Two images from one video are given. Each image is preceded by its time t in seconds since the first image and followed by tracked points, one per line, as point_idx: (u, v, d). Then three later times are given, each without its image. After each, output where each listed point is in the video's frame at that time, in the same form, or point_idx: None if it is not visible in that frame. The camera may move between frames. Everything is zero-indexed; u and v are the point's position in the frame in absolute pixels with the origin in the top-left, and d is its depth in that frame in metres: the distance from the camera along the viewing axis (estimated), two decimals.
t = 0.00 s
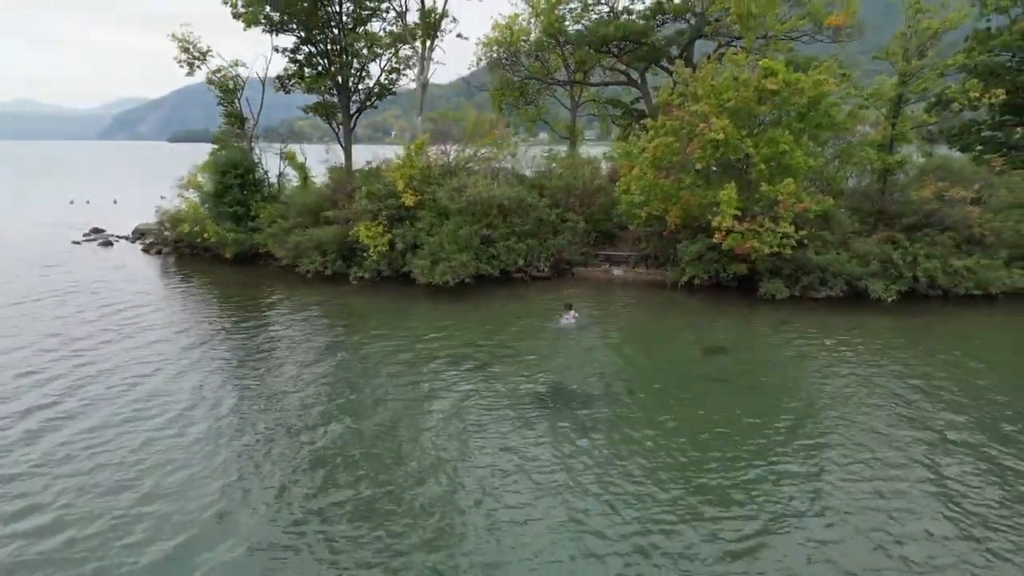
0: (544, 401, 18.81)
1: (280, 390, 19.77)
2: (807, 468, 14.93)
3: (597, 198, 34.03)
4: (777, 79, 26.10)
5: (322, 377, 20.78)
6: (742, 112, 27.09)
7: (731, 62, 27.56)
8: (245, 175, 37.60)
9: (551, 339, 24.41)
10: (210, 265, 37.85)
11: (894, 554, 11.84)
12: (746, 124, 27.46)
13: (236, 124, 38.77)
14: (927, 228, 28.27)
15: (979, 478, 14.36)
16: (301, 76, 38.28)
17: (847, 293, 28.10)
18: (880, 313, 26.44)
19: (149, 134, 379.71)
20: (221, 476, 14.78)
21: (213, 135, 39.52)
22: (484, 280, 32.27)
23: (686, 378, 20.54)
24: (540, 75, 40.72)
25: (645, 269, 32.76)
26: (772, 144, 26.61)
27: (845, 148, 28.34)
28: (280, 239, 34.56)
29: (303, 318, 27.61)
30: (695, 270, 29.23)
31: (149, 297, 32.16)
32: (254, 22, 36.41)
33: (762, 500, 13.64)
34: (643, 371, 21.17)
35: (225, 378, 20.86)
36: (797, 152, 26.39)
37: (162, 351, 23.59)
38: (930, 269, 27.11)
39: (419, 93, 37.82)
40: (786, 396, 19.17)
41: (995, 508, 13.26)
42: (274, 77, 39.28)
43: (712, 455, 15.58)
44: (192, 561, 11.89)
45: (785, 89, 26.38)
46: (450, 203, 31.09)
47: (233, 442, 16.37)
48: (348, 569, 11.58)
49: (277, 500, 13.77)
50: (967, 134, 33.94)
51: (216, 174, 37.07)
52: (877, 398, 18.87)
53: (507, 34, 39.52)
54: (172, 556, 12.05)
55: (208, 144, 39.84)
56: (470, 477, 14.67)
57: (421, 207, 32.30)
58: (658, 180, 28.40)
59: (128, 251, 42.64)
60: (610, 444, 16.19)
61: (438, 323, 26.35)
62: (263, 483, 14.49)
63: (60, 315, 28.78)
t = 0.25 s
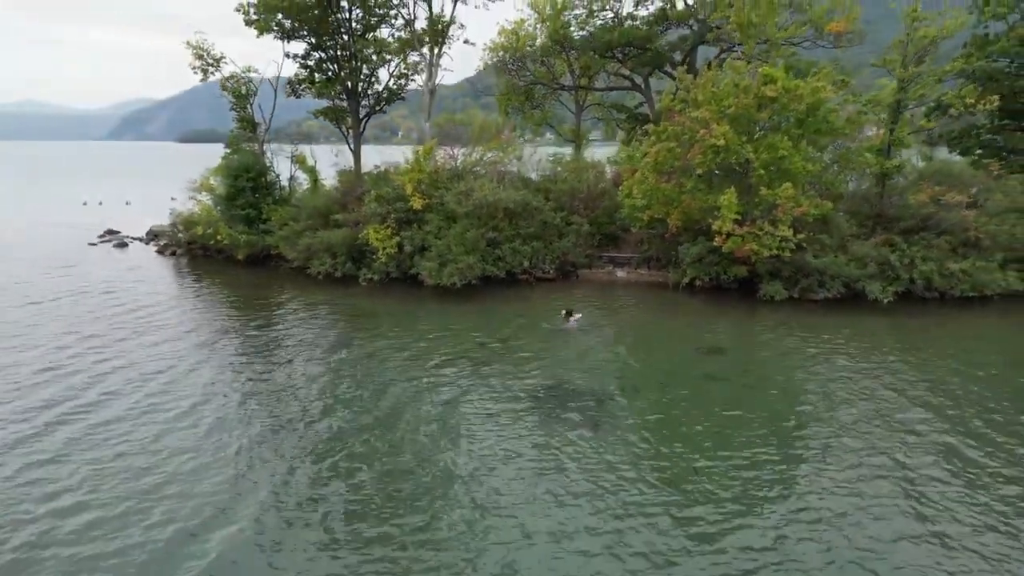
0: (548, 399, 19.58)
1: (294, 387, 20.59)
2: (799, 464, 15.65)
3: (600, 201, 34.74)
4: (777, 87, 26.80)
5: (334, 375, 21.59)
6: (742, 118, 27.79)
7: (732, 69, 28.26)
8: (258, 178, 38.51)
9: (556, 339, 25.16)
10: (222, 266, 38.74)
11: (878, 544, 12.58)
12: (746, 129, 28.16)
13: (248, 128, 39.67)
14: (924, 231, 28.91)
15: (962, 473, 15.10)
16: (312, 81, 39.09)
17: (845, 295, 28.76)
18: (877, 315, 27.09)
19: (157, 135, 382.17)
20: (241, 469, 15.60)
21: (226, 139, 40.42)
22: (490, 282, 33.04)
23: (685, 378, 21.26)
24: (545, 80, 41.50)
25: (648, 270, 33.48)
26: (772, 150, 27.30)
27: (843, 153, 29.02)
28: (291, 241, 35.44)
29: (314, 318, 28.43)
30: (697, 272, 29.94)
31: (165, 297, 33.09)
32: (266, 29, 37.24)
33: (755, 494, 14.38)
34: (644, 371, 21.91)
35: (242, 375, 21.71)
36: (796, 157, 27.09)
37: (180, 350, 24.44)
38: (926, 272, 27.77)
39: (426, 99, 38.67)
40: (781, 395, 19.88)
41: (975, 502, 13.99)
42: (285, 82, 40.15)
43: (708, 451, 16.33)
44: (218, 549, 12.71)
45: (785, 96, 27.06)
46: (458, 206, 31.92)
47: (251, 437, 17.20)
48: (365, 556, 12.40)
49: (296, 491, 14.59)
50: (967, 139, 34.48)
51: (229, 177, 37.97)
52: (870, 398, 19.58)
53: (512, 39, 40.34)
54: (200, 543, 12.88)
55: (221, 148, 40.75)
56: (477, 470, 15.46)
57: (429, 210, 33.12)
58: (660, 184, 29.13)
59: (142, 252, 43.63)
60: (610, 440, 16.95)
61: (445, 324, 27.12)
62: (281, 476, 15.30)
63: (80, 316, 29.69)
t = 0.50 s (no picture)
0: (554, 397, 20.44)
1: (313, 384, 21.56)
2: (793, 458, 16.41)
3: (609, 205, 35.53)
4: (780, 95, 27.55)
5: (350, 374, 22.55)
6: (747, 126, 28.54)
7: (736, 78, 29.05)
8: (276, 183, 39.68)
9: (564, 340, 26.01)
10: (240, 268, 39.88)
11: (862, 531, 13.35)
12: (750, 136, 28.94)
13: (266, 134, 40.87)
14: (926, 236, 29.54)
15: (949, 467, 15.84)
16: (328, 87, 40.17)
17: (847, 298, 29.41)
18: (878, 318, 27.73)
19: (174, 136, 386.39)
20: (262, 460, 16.55)
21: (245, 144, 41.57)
22: (501, 284, 33.92)
23: (688, 378, 22.05)
24: (556, 87, 42.40)
25: (655, 273, 34.24)
26: (775, 157, 28.04)
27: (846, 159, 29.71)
28: (308, 244, 36.50)
29: (331, 319, 29.42)
30: (702, 275, 30.69)
31: (187, 298, 34.23)
32: (285, 38, 38.36)
33: (749, 486, 15.17)
34: (648, 372, 22.70)
35: (262, 373, 22.73)
36: (798, 163, 27.79)
37: (203, 349, 25.50)
38: (927, 276, 28.37)
39: (439, 106, 39.68)
40: (779, 395, 20.62)
41: (958, 494, 14.71)
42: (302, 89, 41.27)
43: (706, 446, 17.12)
44: (243, 532, 13.66)
45: (788, 104, 27.80)
46: (470, 211, 32.85)
47: (273, 431, 18.18)
48: (380, 539, 13.29)
49: (315, 480, 15.53)
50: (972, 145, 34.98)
51: (248, 181, 39.13)
52: (865, 397, 20.29)
53: (524, 46, 41.22)
54: (225, 527, 13.83)
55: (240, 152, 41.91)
56: (486, 463, 16.34)
57: (442, 214, 34.08)
58: (667, 190, 29.93)
59: (164, 254, 44.88)
60: (613, 437, 17.77)
61: (457, 325, 28.02)
62: (300, 467, 16.23)
63: (105, 315, 30.87)
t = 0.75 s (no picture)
0: (562, 395, 21.26)
1: (332, 381, 22.51)
2: (789, 453, 17.12)
3: (619, 209, 36.31)
4: (785, 103, 28.26)
5: (367, 371, 23.48)
6: (753, 132, 29.26)
7: (743, 85, 29.77)
8: (294, 186, 40.81)
9: (573, 340, 26.82)
10: (260, 269, 41.01)
11: (850, 521, 14.04)
12: (756, 142, 29.63)
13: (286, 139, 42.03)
14: (929, 240, 30.11)
15: (940, 463, 16.48)
16: (344, 93, 41.19)
17: (852, 301, 30.02)
18: (881, 320, 28.32)
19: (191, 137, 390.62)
20: (282, 451, 17.47)
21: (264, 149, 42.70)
22: (513, 286, 34.76)
23: (692, 378, 22.78)
24: (568, 92, 43.25)
25: (664, 275, 34.96)
26: (780, 162, 28.72)
27: (851, 164, 30.24)
28: (326, 246, 37.55)
29: (348, 319, 30.38)
30: (709, 277, 31.39)
31: (208, 297, 35.36)
32: (303, 46, 39.44)
33: (745, 478, 15.90)
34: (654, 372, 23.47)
35: (282, 369, 23.72)
36: (803, 169, 28.45)
37: (225, 347, 26.52)
38: (931, 279, 28.90)
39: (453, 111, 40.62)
40: (780, 394, 21.32)
41: (946, 488, 15.35)
42: (320, 95, 42.34)
43: (706, 442, 17.88)
44: (265, 516, 14.56)
45: (793, 111, 28.51)
46: (483, 214, 33.75)
47: (294, 424, 19.12)
48: (393, 524, 14.15)
49: (332, 470, 16.42)
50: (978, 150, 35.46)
51: (267, 185, 40.27)
52: (863, 397, 20.93)
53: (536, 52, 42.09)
54: (248, 511, 14.74)
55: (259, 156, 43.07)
56: (495, 456, 17.18)
57: (455, 217, 35.01)
58: (675, 195, 30.69)
59: (185, 255, 46.12)
60: (617, 432, 18.56)
61: (470, 325, 28.88)
62: (318, 458, 17.14)
63: (131, 314, 32.05)
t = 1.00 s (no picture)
0: (575, 393, 22.22)
1: (356, 377, 23.67)
2: (790, 449, 17.93)
3: (635, 213, 37.19)
4: (796, 111, 29.05)
5: (390, 368, 24.61)
6: (765, 140, 30.06)
7: (755, 94, 30.58)
8: (320, 190, 42.17)
9: (588, 340, 27.76)
10: (287, 270, 42.41)
11: (844, 513, 14.84)
12: (768, 149, 30.40)
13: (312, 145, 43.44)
14: (940, 245, 30.63)
15: (936, 460, 17.20)
16: (369, 100, 42.41)
17: (862, 304, 30.61)
18: (890, 324, 28.89)
19: (217, 138, 396.65)
20: (310, 441, 18.61)
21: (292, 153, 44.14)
22: (531, 288, 35.73)
23: (702, 379, 23.63)
24: (586, 98, 44.25)
25: (679, 278, 35.74)
26: (792, 169, 29.46)
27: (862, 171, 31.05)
28: (351, 248, 38.83)
29: (371, 318, 31.56)
30: (722, 281, 32.15)
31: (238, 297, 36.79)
32: (330, 55, 40.81)
33: (746, 472, 16.74)
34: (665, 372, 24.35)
35: (309, 366, 24.93)
36: (814, 175, 29.19)
37: (255, 344, 27.81)
38: (941, 283, 29.43)
39: (474, 118, 41.78)
40: (786, 394, 22.09)
41: (939, 484, 16.06)
42: (345, 102, 43.67)
43: (711, 437, 18.74)
44: (294, 501, 15.67)
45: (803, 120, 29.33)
46: (502, 218, 34.79)
47: (321, 417, 20.28)
48: (413, 510, 15.19)
49: (356, 459, 17.52)
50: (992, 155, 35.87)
51: (295, 189, 41.69)
52: (867, 397, 21.64)
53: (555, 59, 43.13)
54: (278, 496, 15.86)
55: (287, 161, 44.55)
56: (510, 448, 18.21)
57: (476, 221, 36.10)
58: (688, 200, 31.55)
59: (216, 256, 47.72)
60: (626, 428, 19.47)
61: (488, 326, 29.91)
62: (343, 448, 18.25)
63: (165, 313, 33.52)
